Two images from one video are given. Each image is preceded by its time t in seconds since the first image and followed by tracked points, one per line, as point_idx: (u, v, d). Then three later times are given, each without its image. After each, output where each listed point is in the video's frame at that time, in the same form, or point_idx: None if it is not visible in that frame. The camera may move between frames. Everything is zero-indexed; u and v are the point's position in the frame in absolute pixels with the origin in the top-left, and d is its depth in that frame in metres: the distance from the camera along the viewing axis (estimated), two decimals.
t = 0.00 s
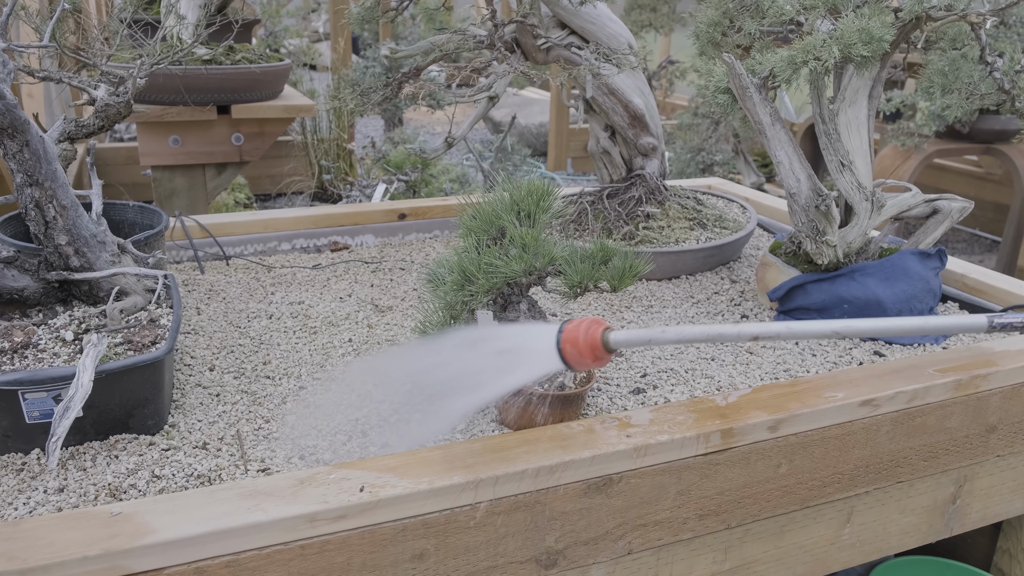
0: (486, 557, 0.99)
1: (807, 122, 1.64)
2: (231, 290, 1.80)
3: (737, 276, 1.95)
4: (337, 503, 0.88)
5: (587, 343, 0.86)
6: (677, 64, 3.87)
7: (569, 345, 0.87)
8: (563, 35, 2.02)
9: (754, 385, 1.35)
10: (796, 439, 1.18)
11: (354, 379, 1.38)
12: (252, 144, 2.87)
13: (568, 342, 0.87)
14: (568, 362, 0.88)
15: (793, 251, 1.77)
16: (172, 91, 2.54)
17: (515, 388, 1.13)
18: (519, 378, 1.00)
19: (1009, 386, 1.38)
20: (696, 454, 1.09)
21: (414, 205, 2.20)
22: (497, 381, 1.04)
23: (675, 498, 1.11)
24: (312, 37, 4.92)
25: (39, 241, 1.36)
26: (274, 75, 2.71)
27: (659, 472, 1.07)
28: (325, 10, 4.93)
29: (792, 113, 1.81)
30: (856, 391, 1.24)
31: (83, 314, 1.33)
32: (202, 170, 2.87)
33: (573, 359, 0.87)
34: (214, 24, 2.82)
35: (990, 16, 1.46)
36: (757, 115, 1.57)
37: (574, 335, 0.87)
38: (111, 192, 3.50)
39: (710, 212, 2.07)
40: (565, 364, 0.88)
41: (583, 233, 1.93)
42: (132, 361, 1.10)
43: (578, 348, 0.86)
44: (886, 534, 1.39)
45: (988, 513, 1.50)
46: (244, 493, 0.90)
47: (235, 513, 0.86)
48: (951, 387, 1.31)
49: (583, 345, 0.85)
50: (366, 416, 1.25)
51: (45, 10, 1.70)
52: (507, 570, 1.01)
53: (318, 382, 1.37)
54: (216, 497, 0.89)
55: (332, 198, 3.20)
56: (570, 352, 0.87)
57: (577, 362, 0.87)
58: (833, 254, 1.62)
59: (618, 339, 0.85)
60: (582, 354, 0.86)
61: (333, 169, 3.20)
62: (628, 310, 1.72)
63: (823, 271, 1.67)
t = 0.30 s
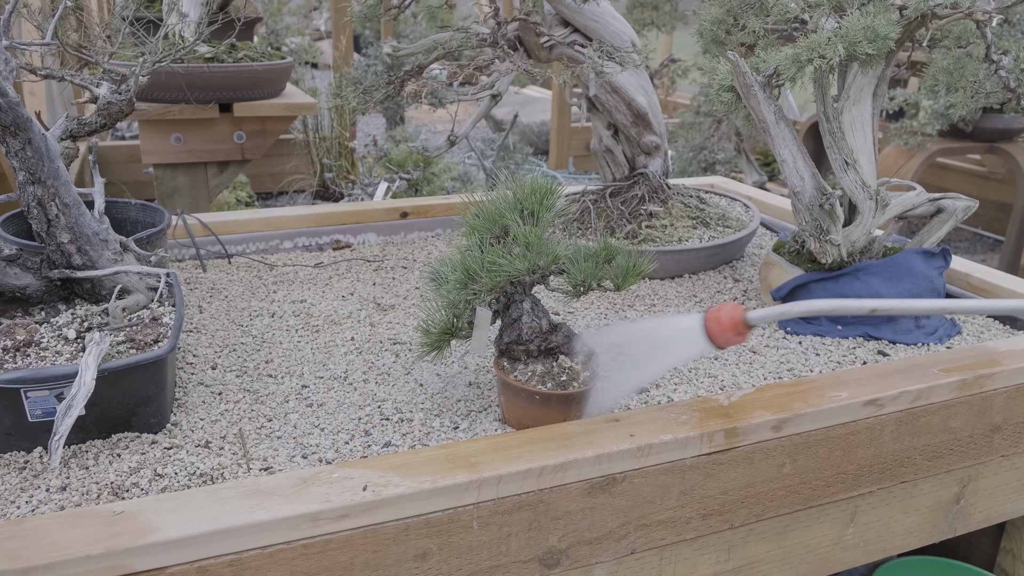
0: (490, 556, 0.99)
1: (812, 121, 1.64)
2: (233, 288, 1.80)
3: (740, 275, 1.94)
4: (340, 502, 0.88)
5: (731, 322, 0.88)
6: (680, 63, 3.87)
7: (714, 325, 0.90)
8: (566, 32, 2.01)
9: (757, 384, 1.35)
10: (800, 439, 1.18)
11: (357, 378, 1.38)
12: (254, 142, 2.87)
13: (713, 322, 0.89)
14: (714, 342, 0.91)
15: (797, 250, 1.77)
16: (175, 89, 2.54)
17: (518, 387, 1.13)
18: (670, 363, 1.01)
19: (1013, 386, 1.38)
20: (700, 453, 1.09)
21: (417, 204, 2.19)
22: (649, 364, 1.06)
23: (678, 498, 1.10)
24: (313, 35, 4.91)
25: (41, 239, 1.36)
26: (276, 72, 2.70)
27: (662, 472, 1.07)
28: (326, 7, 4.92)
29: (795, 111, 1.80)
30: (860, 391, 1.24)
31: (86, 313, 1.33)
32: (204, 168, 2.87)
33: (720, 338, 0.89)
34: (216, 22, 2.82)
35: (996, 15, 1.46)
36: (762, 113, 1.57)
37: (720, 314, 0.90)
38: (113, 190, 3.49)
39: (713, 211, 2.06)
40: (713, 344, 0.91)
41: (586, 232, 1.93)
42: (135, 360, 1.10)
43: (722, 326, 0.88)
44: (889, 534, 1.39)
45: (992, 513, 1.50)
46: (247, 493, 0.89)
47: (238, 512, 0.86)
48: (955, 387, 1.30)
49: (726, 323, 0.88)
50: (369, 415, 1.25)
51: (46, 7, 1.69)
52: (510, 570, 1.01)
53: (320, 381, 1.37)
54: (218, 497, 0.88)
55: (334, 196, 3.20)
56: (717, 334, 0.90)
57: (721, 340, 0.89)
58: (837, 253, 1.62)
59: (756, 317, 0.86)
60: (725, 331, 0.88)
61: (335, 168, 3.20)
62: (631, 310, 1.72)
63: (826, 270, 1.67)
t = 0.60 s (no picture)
0: (493, 556, 0.99)
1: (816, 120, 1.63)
2: (236, 287, 1.80)
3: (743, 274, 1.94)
4: (343, 501, 0.88)
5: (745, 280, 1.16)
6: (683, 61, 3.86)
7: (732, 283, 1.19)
8: (569, 31, 2.01)
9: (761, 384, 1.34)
10: (804, 438, 1.18)
11: (360, 377, 1.38)
12: (257, 141, 2.87)
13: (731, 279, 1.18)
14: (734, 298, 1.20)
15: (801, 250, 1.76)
16: (178, 87, 2.54)
17: (520, 386, 1.13)
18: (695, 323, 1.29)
19: (1018, 386, 1.37)
20: (703, 453, 1.09)
21: (420, 202, 2.20)
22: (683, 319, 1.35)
23: (681, 498, 1.10)
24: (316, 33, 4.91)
25: (45, 238, 1.36)
26: (279, 71, 2.70)
27: (665, 472, 1.07)
28: (328, 6, 4.92)
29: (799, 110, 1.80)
30: (864, 391, 1.24)
31: (89, 311, 1.33)
32: (208, 167, 2.87)
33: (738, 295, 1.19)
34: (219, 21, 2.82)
35: (1001, 13, 1.45)
36: (765, 112, 1.57)
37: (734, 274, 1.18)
38: (116, 188, 3.50)
39: (716, 210, 2.06)
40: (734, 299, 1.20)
41: (589, 231, 1.93)
42: (139, 358, 1.10)
43: (744, 280, 1.17)
44: (893, 535, 1.38)
45: (996, 513, 1.49)
46: (251, 491, 0.89)
47: (241, 511, 0.86)
48: (959, 386, 1.30)
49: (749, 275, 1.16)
50: (372, 413, 1.25)
51: (49, 5, 1.69)
52: (513, 570, 1.01)
53: (323, 380, 1.37)
54: (222, 495, 0.88)
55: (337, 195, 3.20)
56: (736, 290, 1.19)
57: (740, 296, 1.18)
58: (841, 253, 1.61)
59: (770, 269, 1.16)
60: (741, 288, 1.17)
61: (338, 166, 3.19)
62: (634, 309, 1.72)
63: (830, 270, 1.67)
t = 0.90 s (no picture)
0: (495, 555, 0.99)
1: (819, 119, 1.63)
2: (239, 285, 1.80)
3: (745, 273, 1.94)
4: (346, 500, 0.88)
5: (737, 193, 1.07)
6: (686, 60, 3.86)
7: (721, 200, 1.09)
8: (572, 30, 2.02)
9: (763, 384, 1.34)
10: (806, 438, 1.17)
11: (362, 375, 1.38)
12: (260, 139, 2.87)
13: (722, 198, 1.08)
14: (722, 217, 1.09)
15: (803, 250, 1.76)
16: (181, 86, 2.55)
17: (522, 385, 1.13)
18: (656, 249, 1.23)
19: (1021, 385, 1.37)
20: (705, 452, 1.09)
21: (422, 201, 2.20)
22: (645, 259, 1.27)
23: (684, 497, 1.10)
24: (318, 32, 4.91)
25: (48, 236, 1.37)
26: (282, 70, 2.70)
27: (667, 471, 1.07)
28: (331, 5, 4.91)
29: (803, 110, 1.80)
30: (866, 390, 1.23)
31: (92, 310, 1.33)
32: (210, 165, 2.87)
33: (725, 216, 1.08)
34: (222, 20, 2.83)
35: (1004, 13, 1.45)
36: (768, 112, 1.57)
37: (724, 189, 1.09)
38: (119, 187, 3.50)
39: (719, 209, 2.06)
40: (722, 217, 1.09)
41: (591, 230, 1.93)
42: (141, 356, 1.10)
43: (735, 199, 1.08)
44: (895, 534, 1.38)
45: (998, 513, 1.49)
46: (253, 489, 0.90)
47: (243, 510, 0.86)
48: (961, 386, 1.30)
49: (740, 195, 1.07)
50: (375, 412, 1.25)
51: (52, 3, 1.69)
52: (515, 568, 1.01)
53: (326, 379, 1.37)
54: (224, 494, 0.89)
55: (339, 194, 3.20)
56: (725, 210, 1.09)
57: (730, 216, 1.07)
58: (843, 252, 1.61)
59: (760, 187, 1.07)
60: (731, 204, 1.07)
61: (340, 165, 3.20)
62: (636, 308, 1.72)
63: (833, 269, 1.67)
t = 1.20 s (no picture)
0: (495, 554, 0.99)
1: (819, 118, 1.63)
2: (239, 284, 1.80)
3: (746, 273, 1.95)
4: (346, 499, 0.88)
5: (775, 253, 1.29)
6: (687, 59, 3.86)
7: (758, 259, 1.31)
8: (573, 29, 2.02)
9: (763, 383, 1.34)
10: (806, 437, 1.17)
11: (363, 374, 1.38)
12: (261, 138, 2.87)
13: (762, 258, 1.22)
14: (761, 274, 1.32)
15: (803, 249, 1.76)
16: (181, 84, 2.55)
17: (522, 384, 1.13)
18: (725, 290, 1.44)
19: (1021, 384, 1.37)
20: (706, 451, 1.09)
21: (423, 200, 2.20)
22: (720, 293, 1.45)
23: (683, 496, 1.10)
24: (319, 30, 4.90)
25: (47, 235, 1.37)
26: (282, 68, 2.70)
27: (667, 470, 1.07)
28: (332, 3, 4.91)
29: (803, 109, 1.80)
30: (867, 389, 1.23)
31: (92, 308, 1.33)
32: (211, 164, 2.87)
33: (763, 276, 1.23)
34: (222, 18, 2.83)
35: (1004, 12, 1.45)
36: (768, 111, 1.57)
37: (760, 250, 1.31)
38: (119, 185, 3.50)
39: (719, 208, 2.05)
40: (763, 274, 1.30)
41: (592, 228, 1.93)
42: (141, 355, 1.10)
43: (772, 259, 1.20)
44: (895, 533, 1.38)
45: (998, 512, 1.49)
46: (254, 489, 0.90)
47: (243, 509, 0.86)
48: (962, 385, 1.30)
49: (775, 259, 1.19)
50: (375, 411, 1.25)
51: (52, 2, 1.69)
52: (515, 567, 1.01)
53: (326, 377, 1.37)
54: (224, 493, 0.89)
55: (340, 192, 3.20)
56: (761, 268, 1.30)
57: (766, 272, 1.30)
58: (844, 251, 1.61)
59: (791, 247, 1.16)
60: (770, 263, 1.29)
61: (341, 163, 3.20)
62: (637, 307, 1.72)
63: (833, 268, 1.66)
